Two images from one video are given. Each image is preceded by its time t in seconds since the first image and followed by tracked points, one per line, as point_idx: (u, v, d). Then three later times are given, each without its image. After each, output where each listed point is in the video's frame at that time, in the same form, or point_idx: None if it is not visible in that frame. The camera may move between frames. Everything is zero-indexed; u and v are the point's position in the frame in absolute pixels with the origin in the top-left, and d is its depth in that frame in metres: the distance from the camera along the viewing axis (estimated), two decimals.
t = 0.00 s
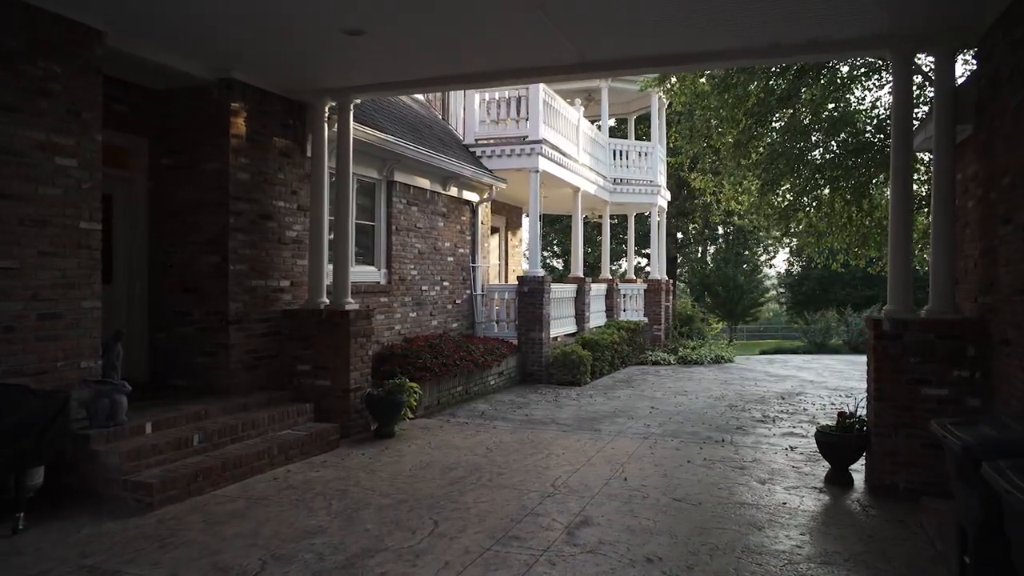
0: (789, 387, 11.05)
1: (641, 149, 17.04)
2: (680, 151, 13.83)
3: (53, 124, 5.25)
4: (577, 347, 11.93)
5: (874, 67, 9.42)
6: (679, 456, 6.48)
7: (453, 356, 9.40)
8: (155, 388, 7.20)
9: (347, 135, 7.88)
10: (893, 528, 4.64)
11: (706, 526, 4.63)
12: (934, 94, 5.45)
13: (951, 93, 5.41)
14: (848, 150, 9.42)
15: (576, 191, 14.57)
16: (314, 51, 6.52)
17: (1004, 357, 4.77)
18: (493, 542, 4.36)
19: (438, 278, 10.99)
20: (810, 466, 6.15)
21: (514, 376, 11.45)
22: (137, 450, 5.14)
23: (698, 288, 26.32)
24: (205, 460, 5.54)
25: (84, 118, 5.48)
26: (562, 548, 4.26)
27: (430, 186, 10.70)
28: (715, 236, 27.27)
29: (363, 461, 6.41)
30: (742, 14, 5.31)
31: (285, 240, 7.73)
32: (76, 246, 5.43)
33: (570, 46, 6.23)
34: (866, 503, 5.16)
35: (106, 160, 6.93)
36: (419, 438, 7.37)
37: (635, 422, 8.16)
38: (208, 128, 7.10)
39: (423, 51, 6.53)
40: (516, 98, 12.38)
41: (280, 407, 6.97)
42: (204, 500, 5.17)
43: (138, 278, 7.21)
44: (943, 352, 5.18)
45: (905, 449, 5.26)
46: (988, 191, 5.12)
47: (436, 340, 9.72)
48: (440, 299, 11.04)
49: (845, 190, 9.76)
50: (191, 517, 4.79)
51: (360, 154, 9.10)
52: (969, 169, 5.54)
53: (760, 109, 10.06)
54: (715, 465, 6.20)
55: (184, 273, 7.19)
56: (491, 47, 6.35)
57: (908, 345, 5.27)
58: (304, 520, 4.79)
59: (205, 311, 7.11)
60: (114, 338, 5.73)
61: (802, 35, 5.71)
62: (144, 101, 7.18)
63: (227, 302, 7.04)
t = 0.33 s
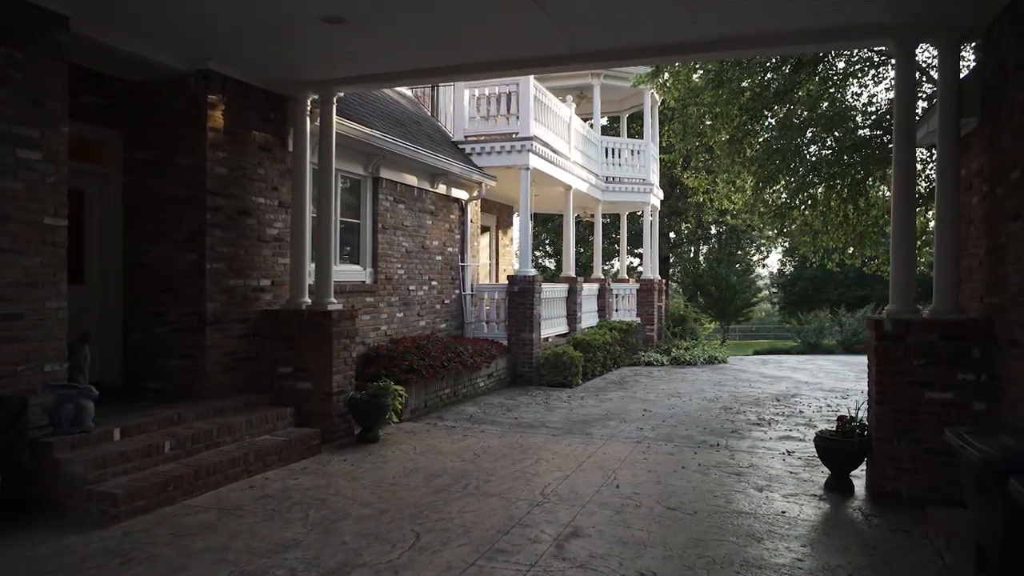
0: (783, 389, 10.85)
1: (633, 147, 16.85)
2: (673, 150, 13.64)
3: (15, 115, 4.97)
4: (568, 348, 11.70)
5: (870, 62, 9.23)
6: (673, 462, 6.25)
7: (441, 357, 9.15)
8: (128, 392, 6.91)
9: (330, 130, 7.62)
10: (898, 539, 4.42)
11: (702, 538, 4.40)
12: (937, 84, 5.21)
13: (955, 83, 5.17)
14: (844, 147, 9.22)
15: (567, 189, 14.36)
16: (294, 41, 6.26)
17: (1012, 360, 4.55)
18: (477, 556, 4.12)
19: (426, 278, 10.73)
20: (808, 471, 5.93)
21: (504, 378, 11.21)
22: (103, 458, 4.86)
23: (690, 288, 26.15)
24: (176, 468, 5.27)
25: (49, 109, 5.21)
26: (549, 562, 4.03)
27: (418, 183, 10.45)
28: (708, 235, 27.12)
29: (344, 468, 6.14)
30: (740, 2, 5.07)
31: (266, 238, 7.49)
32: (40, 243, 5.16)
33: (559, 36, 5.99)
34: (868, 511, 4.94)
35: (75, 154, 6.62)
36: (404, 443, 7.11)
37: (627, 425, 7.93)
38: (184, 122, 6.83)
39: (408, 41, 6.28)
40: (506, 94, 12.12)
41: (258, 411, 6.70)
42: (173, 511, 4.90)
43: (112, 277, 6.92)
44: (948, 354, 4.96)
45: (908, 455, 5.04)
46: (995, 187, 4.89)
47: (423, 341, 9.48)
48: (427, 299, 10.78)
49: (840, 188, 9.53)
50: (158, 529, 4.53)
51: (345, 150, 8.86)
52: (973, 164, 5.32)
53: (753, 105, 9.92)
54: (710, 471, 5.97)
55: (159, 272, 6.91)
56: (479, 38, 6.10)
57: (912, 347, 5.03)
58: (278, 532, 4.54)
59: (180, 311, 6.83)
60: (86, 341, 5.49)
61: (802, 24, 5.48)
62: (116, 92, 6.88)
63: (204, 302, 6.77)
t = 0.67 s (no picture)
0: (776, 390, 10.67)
1: (623, 146, 16.64)
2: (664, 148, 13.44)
3: None
4: (556, 349, 11.48)
5: (864, 57, 9.05)
6: (664, 468, 6.02)
7: (425, 359, 8.91)
8: (97, 396, 6.61)
9: (309, 123, 7.35)
10: (900, 551, 4.21)
11: (696, 550, 4.17)
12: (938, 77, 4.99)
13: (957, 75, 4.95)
14: (837, 143, 9.03)
15: (556, 188, 14.14)
16: (270, 31, 6.00)
17: (1017, 362, 4.34)
18: (458, 572, 3.87)
19: (411, 277, 10.47)
20: (803, 477, 5.72)
21: (491, 379, 10.97)
22: (62, 468, 4.58)
23: (680, 288, 26.03)
24: (142, 477, 4.99)
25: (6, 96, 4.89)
26: None
27: (403, 180, 10.18)
28: (697, 235, 26.99)
29: (322, 475, 5.88)
30: None
31: (242, 236, 7.22)
32: None
33: (547, 26, 5.75)
34: (867, 520, 4.73)
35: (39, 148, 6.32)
36: (385, 448, 6.86)
37: (617, 429, 7.71)
38: (155, 114, 6.54)
39: (389, 31, 6.02)
40: (493, 90, 11.86)
41: (232, 416, 6.42)
42: (136, 524, 4.63)
43: (80, 276, 6.62)
44: (949, 356, 4.75)
45: (908, 462, 4.83)
46: (999, 182, 4.69)
47: (407, 343, 9.22)
48: (413, 299, 10.53)
49: (834, 186, 9.34)
50: (119, 545, 4.25)
51: (326, 146, 8.60)
52: (975, 159, 5.12)
53: (744, 101, 9.76)
54: (703, 477, 5.76)
55: (130, 271, 6.62)
56: (463, 27, 5.85)
57: (912, 349, 4.83)
58: (247, 546, 4.28)
59: (152, 312, 6.55)
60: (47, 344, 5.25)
61: (798, 14, 5.25)
62: (83, 83, 6.55)
63: (175, 302, 6.48)
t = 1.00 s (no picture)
0: (766, 391, 10.51)
1: (611, 144, 16.45)
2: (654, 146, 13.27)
3: None
4: (543, 350, 11.26)
5: (856, 53, 8.90)
6: (654, 474, 5.81)
7: (408, 361, 8.66)
8: (63, 401, 6.32)
9: (286, 117, 7.08)
10: (902, 563, 4.01)
11: (690, 565, 3.95)
12: (939, 68, 4.80)
13: (958, 67, 4.77)
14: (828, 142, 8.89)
15: (543, 186, 13.92)
16: (245, 20, 5.75)
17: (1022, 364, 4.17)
18: None
19: (394, 277, 10.22)
20: (798, 483, 5.53)
21: (477, 382, 10.74)
22: (17, 480, 4.29)
23: (668, 288, 25.90)
24: (104, 488, 4.71)
25: None
26: None
27: (386, 177, 9.95)
28: (685, 235, 26.85)
29: (298, 483, 5.63)
30: None
31: (217, 234, 6.95)
32: None
33: (533, 16, 5.53)
34: (866, 530, 4.54)
35: None
36: (366, 455, 6.61)
37: (605, 433, 7.50)
38: (124, 106, 6.25)
39: (369, 21, 5.77)
40: (480, 86, 11.66)
41: (205, 421, 6.16)
42: (96, 539, 4.35)
43: (45, 276, 6.32)
44: (951, 359, 4.56)
45: (907, 468, 4.65)
46: (1002, 178, 4.51)
47: (389, 344, 8.97)
48: (396, 299, 10.28)
49: (827, 184, 9.18)
50: (76, 562, 3.98)
51: (306, 142, 8.35)
52: (975, 154, 4.94)
53: (734, 98, 9.60)
54: (694, 484, 5.55)
55: (97, 271, 6.32)
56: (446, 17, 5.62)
57: (911, 352, 4.64)
58: (214, 562, 4.02)
59: (120, 313, 6.26)
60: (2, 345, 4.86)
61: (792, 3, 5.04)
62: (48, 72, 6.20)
63: (145, 303, 6.19)
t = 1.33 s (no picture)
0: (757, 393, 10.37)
1: (599, 143, 16.27)
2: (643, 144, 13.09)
3: None
4: (530, 351, 11.06)
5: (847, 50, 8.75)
6: (645, 481, 5.60)
7: (391, 364, 8.41)
8: (26, 407, 6.02)
9: (263, 111, 6.81)
10: None
11: None
12: (941, 60, 4.63)
13: (961, 59, 4.59)
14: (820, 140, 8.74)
15: (530, 185, 13.72)
16: (219, 9, 5.49)
17: None
18: None
19: (377, 277, 9.97)
20: (793, 490, 5.34)
21: (462, 384, 10.51)
22: None
23: (656, 288, 25.80)
24: (65, 500, 4.44)
25: None
26: None
27: (369, 175, 9.70)
28: (673, 235, 26.72)
29: (274, 493, 5.38)
30: None
31: (190, 232, 6.67)
32: None
33: (519, 4, 5.30)
34: (865, 540, 4.36)
35: None
36: (346, 462, 6.36)
37: (593, 437, 7.29)
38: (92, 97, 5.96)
39: (348, 10, 5.53)
40: (465, 83, 11.43)
41: (176, 428, 5.89)
42: (54, 556, 4.07)
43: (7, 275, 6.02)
44: (953, 362, 4.38)
45: (907, 476, 4.47)
46: (1006, 175, 4.34)
47: (371, 346, 8.72)
48: (379, 300, 10.03)
49: (818, 183, 9.04)
50: None
51: (285, 138, 8.09)
52: (977, 150, 4.76)
53: (724, 95, 9.43)
54: (686, 491, 5.35)
55: (63, 270, 6.03)
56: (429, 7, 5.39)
57: (912, 355, 4.46)
58: None
59: (86, 314, 5.97)
60: None
61: None
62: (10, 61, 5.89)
63: (113, 304, 5.91)
